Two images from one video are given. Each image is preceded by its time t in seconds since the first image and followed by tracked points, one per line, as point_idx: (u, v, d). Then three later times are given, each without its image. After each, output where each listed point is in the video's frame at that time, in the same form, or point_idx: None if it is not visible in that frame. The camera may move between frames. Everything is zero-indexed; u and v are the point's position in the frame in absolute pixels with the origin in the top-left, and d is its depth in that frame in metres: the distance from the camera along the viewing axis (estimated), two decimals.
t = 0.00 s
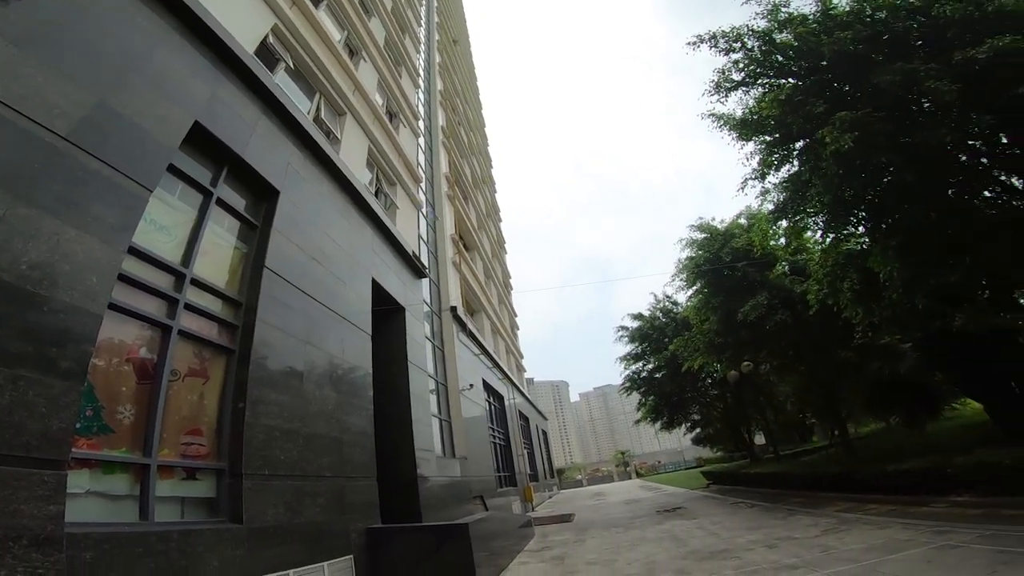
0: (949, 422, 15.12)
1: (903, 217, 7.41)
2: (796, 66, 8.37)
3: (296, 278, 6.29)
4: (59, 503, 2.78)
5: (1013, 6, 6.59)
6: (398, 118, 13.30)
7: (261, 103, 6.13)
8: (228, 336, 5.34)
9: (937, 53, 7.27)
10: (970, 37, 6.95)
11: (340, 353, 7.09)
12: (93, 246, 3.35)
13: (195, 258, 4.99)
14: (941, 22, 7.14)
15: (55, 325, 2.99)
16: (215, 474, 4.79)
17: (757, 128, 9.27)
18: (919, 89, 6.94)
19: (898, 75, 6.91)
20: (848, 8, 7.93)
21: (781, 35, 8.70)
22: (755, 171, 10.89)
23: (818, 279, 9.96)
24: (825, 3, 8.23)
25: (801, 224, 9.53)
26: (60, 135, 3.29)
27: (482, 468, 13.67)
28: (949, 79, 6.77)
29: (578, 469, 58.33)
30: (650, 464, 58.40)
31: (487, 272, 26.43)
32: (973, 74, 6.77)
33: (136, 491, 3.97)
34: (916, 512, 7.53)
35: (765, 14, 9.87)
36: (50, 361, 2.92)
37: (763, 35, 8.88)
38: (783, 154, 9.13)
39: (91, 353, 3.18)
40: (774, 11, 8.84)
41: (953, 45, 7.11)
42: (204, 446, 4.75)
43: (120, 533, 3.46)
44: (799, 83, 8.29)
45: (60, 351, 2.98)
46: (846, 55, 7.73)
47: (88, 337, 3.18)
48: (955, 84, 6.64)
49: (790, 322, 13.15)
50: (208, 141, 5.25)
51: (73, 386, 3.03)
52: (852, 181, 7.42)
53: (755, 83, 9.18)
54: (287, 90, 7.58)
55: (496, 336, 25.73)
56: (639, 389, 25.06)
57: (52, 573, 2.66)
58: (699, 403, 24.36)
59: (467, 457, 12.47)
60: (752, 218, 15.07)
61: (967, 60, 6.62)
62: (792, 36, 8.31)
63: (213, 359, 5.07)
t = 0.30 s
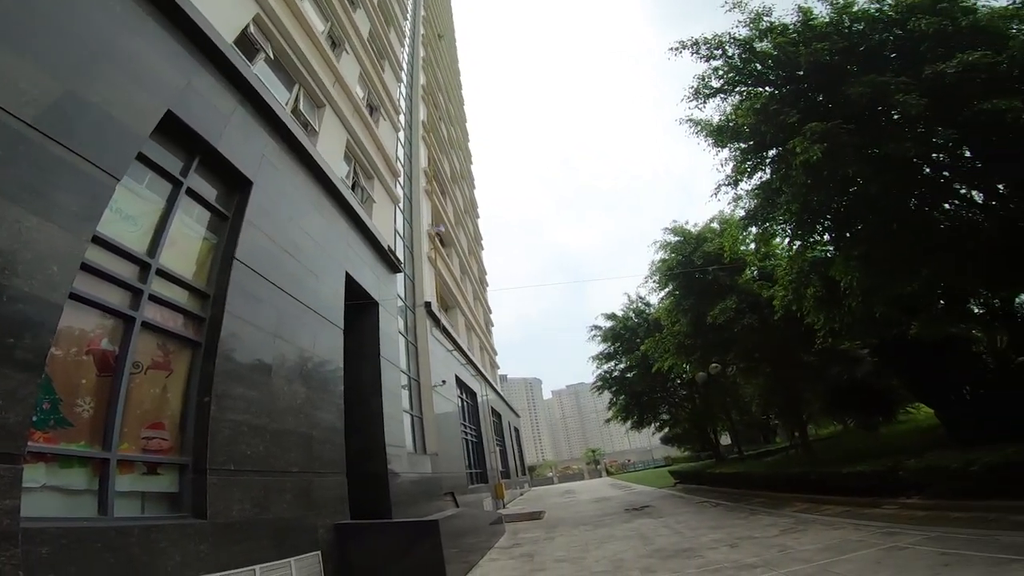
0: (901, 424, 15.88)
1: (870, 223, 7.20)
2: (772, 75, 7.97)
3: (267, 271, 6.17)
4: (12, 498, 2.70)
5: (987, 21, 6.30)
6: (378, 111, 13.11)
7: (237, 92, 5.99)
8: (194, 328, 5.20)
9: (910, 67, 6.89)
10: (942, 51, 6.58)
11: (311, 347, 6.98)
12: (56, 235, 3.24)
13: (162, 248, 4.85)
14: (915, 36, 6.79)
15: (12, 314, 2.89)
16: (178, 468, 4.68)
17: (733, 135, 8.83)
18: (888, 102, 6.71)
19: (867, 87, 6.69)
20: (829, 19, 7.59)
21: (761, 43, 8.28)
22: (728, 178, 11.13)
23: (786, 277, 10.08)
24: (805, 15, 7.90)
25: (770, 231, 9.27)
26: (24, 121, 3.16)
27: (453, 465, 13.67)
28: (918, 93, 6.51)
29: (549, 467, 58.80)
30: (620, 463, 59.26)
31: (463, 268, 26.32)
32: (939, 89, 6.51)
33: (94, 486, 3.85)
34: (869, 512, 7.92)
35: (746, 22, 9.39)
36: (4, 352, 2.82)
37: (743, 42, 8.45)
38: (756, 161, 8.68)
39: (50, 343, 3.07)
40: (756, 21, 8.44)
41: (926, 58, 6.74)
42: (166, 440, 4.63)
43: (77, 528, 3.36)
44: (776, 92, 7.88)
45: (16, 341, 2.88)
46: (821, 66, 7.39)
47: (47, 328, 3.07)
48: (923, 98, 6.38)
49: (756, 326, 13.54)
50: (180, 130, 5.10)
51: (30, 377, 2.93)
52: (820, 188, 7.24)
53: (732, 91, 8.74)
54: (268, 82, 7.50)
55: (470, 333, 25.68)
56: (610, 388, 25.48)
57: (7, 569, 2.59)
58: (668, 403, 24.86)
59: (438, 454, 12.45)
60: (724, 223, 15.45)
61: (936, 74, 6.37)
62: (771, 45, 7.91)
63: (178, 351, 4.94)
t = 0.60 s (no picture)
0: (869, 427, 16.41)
1: (853, 224, 7.22)
2: (756, 81, 8.07)
3: (244, 264, 6.05)
4: None
5: (966, 32, 6.41)
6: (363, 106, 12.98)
7: (218, 81, 5.86)
8: (167, 322, 5.09)
9: (890, 76, 7.00)
10: (921, 61, 6.66)
11: (288, 342, 6.87)
12: (27, 225, 3.14)
13: (137, 240, 4.73)
14: (896, 46, 6.89)
15: None
16: (148, 464, 4.58)
17: (714, 140, 8.88)
18: (866, 111, 6.76)
19: (846, 95, 6.77)
20: (814, 26, 7.70)
21: (746, 50, 8.34)
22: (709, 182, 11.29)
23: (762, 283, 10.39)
24: (790, 23, 7.98)
25: (748, 235, 9.46)
26: None
27: (431, 462, 13.64)
28: (896, 103, 6.57)
29: (527, 466, 59.13)
30: (598, 461, 59.92)
31: (444, 264, 26.20)
32: (916, 99, 6.57)
33: (62, 481, 3.75)
34: (836, 513, 8.21)
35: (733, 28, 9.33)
36: None
37: (729, 48, 8.49)
38: (736, 166, 8.76)
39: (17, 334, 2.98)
40: (742, 28, 8.52)
41: (906, 68, 6.81)
42: (137, 436, 4.53)
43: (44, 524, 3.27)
44: (760, 99, 7.97)
45: None
46: (804, 73, 7.47)
47: (15, 318, 2.98)
48: (899, 109, 6.45)
49: (732, 328, 13.85)
50: (159, 121, 4.98)
51: None
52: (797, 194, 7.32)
53: (716, 96, 8.81)
54: (252, 74, 7.41)
55: (450, 330, 25.61)
56: (589, 387, 25.73)
57: None
58: (645, 403, 25.22)
59: (416, 451, 12.42)
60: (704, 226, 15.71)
61: (914, 85, 6.41)
62: (757, 52, 7.99)
63: (150, 344, 4.82)
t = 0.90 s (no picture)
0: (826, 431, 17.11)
1: (813, 236, 7.68)
2: (735, 88, 8.17)
3: (214, 255, 5.90)
4: None
5: (938, 45, 6.58)
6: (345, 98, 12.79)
7: (192, 66, 5.68)
8: (130, 311, 4.93)
9: (864, 86, 7.23)
10: (895, 73, 6.85)
11: (255, 334, 6.72)
12: None
13: (102, 228, 4.58)
14: (873, 58, 7.11)
15: None
16: (105, 458, 4.44)
17: (691, 145, 8.94)
18: (838, 121, 7.01)
19: (820, 105, 6.99)
20: (793, 36, 7.87)
21: (728, 57, 8.44)
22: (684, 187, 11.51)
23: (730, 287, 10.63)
24: (772, 31, 8.10)
25: (719, 240, 9.67)
26: None
27: (400, 457, 13.57)
28: (867, 114, 6.81)
29: (497, 463, 59.34)
30: (567, 459, 60.58)
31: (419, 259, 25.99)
32: (887, 110, 6.77)
33: (13, 474, 3.61)
34: (792, 513, 8.56)
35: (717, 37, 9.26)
36: None
37: (711, 54, 8.59)
38: (711, 172, 8.92)
39: None
40: (726, 35, 8.64)
41: (880, 80, 7.03)
42: (94, 428, 4.39)
43: None
44: (738, 106, 8.10)
45: None
46: (782, 82, 7.61)
47: None
48: (871, 120, 6.70)
49: (701, 331, 14.22)
50: (133, 109, 4.84)
51: None
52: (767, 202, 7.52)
53: (696, 102, 8.89)
54: (230, 63, 7.26)
55: (423, 325, 25.44)
56: (560, 385, 25.99)
57: None
58: (615, 402, 25.63)
59: (386, 446, 12.33)
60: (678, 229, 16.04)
61: (886, 96, 6.60)
62: (738, 59, 8.11)
63: (111, 334, 4.67)
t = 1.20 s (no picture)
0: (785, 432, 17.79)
1: (780, 243, 7.93)
2: (714, 93, 8.35)
3: (182, 244, 5.74)
4: None
5: (910, 58, 6.84)
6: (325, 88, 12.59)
7: (162, 46, 5.50)
8: (90, 299, 4.76)
9: (838, 96, 7.51)
10: (867, 84, 7.18)
11: (222, 325, 6.56)
12: None
13: (64, 214, 4.43)
14: (847, 68, 7.40)
15: None
16: (60, 450, 4.29)
17: (668, 148, 9.14)
18: (809, 130, 7.24)
19: (793, 115, 7.17)
20: (773, 45, 8.09)
21: (708, 63, 8.63)
22: (659, 190, 11.75)
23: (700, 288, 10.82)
24: (753, 39, 8.33)
25: (689, 243, 9.82)
26: None
27: (369, 453, 13.47)
28: (838, 124, 7.10)
29: (467, 459, 59.46)
30: (537, 456, 61.11)
31: (394, 252, 25.72)
32: (858, 120, 7.04)
33: None
34: (752, 513, 8.91)
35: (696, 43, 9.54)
36: None
37: (692, 60, 8.76)
38: (686, 176, 9.11)
39: None
40: (708, 41, 8.82)
41: (853, 90, 7.34)
42: (49, 419, 4.24)
43: None
44: (716, 111, 8.29)
45: None
46: (759, 90, 7.84)
47: None
48: (840, 130, 7.00)
49: (669, 332, 14.55)
50: (101, 94, 4.70)
51: None
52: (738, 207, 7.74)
53: (674, 106, 9.05)
54: (209, 52, 7.12)
55: (396, 319, 25.20)
56: (532, 382, 26.21)
57: None
58: (585, 401, 26.00)
59: (354, 441, 12.24)
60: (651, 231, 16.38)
61: (857, 107, 6.85)
62: (718, 66, 8.30)
63: (69, 322, 4.50)
